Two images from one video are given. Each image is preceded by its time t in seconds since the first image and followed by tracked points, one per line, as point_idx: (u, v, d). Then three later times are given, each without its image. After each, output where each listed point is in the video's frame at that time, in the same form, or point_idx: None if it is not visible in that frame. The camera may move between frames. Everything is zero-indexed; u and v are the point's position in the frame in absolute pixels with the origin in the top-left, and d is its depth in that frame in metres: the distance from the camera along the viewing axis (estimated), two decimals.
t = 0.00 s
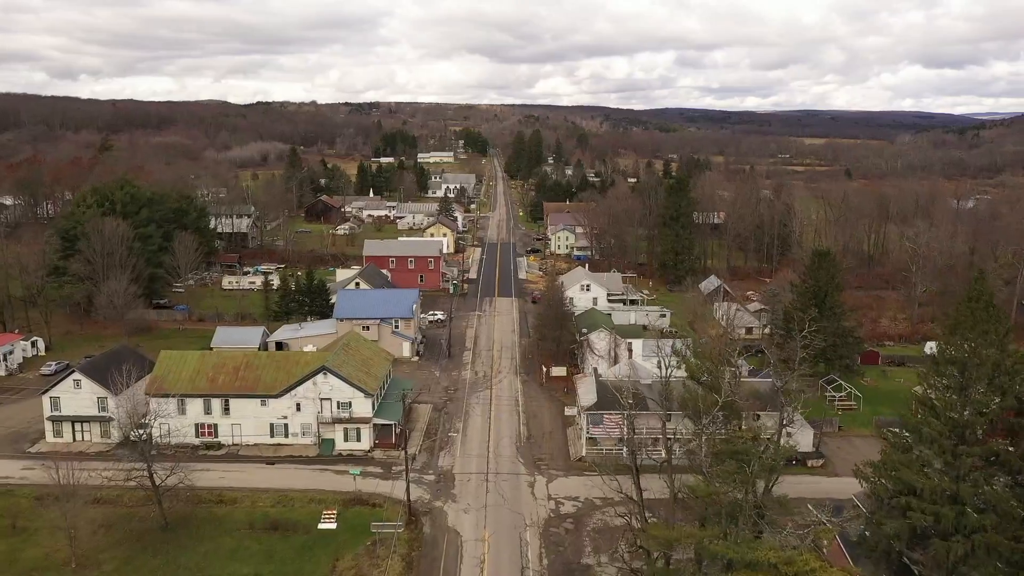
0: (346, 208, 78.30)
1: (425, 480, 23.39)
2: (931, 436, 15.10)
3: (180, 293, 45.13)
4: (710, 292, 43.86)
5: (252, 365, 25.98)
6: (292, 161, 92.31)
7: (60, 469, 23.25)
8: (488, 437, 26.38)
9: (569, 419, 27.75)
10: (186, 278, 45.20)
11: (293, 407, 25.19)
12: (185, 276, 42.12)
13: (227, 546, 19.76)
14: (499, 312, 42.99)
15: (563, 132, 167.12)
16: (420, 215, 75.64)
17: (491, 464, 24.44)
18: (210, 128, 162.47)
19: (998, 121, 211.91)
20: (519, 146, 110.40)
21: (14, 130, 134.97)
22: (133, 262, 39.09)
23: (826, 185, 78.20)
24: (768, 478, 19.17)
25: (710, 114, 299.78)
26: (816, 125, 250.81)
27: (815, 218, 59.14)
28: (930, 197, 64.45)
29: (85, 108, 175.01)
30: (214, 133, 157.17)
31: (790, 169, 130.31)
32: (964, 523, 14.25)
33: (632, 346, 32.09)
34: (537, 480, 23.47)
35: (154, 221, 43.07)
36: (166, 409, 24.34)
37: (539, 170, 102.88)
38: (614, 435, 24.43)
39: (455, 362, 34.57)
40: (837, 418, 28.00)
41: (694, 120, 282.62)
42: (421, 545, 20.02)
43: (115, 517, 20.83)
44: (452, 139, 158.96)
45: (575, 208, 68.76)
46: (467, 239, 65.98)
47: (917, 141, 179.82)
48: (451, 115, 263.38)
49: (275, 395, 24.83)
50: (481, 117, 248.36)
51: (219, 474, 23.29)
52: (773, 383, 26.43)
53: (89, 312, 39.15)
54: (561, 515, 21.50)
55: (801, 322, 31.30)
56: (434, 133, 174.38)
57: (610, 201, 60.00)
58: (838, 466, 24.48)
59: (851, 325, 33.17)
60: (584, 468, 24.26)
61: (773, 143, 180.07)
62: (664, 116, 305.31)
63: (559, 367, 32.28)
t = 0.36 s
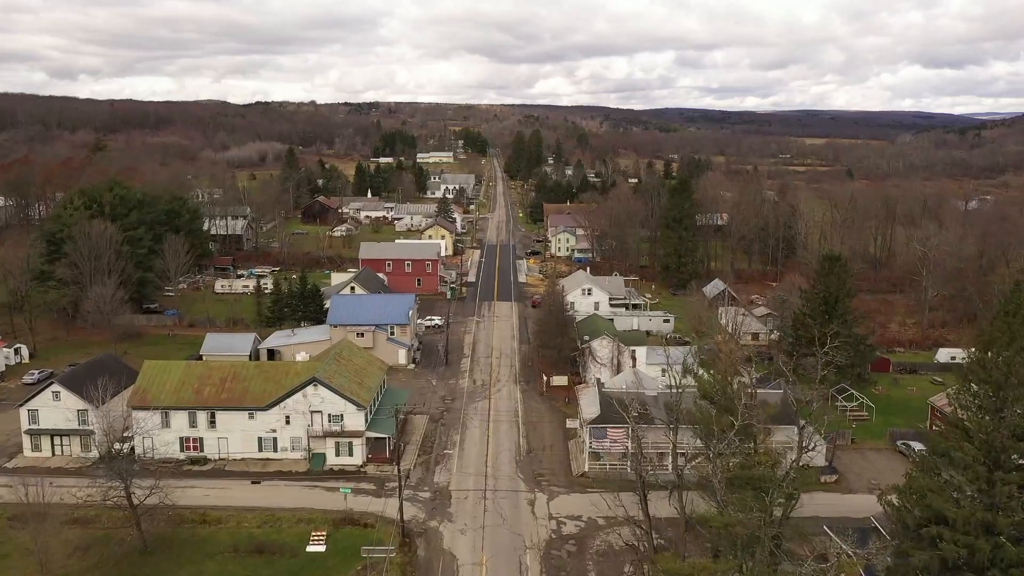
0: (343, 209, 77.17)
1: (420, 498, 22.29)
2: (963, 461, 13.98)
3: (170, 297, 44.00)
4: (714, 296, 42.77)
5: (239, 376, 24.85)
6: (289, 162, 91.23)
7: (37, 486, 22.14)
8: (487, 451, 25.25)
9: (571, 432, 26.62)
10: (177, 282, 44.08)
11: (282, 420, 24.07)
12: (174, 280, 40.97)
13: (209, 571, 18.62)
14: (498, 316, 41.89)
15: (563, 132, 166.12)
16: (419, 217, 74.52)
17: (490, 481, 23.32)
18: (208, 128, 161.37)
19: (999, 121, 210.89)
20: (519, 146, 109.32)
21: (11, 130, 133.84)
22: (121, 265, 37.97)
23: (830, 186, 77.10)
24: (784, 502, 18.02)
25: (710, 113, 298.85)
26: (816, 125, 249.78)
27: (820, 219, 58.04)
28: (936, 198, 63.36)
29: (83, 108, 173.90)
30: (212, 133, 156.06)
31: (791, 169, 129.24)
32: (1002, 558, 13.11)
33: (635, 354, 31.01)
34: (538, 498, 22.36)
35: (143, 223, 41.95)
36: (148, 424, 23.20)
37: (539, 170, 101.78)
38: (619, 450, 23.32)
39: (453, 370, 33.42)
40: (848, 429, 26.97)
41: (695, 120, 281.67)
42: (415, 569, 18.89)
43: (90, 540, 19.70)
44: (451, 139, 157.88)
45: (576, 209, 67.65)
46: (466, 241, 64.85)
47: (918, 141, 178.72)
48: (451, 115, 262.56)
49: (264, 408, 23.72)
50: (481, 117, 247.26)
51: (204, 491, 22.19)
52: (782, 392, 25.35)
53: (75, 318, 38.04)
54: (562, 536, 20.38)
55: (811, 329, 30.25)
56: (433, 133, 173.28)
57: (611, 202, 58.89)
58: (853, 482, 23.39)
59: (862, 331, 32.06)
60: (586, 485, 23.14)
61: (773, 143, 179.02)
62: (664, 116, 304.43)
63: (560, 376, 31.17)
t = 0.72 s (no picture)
0: (341, 211, 76.07)
1: (414, 517, 21.18)
2: (1001, 490, 12.89)
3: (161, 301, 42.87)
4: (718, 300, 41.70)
5: (226, 387, 23.72)
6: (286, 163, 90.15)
7: (12, 504, 21.00)
8: (485, 465, 24.13)
9: (574, 445, 25.54)
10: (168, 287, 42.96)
11: (271, 434, 22.96)
12: (165, 284, 39.87)
13: None
14: (497, 321, 40.82)
15: (563, 132, 165.07)
16: (417, 218, 73.45)
17: (488, 498, 22.22)
18: (206, 128, 160.36)
19: (1001, 121, 209.80)
20: (518, 147, 108.28)
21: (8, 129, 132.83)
22: (109, 269, 36.87)
23: (833, 186, 76.08)
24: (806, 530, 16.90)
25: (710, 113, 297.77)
26: (817, 124, 248.73)
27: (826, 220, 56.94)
28: (943, 199, 62.23)
29: (81, 107, 172.92)
30: (210, 133, 155.01)
31: (793, 169, 128.16)
32: None
33: (639, 362, 29.80)
34: (538, 517, 21.23)
35: (133, 226, 40.88)
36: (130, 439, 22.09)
37: (539, 170, 100.72)
38: (624, 465, 22.22)
39: (450, 378, 32.31)
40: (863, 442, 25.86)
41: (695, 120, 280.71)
42: None
43: (65, 564, 18.56)
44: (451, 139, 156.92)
45: (577, 210, 66.57)
46: (465, 243, 63.76)
47: (920, 141, 177.62)
48: (451, 115, 261.52)
49: (252, 422, 22.66)
50: (481, 117, 246.24)
51: (186, 511, 21.04)
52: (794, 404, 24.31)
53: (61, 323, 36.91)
54: (564, 559, 19.25)
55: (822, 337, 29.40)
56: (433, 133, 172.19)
57: (613, 203, 57.84)
58: (870, 499, 22.30)
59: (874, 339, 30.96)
60: (591, 502, 22.03)
61: (774, 143, 177.99)
62: (665, 116, 303.36)
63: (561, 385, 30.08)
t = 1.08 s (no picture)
0: (338, 211, 74.95)
1: (408, 537, 20.06)
2: None
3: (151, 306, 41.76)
4: (723, 304, 40.51)
5: (211, 399, 22.58)
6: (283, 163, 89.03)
7: None
8: (484, 481, 23.01)
9: (577, 459, 24.41)
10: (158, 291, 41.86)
11: (258, 449, 21.84)
12: (154, 289, 38.78)
13: None
14: (496, 326, 39.67)
15: (563, 132, 163.85)
16: (415, 219, 72.30)
17: (487, 517, 21.09)
18: (204, 128, 159.21)
19: (1002, 120, 208.39)
20: (518, 147, 107.08)
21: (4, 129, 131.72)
22: (95, 273, 35.79)
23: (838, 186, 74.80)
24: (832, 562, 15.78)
25: (711, 113, 296.47)
26: (818, 124, 247.42)
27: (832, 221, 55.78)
28: (951, 199, 60.99)
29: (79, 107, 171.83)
30: (208, 133, 153.87)
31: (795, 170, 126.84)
32: None
33: (643, 371, 28.76)
34: (539, 538, 20.10)
35: (121, 228, 39.82)
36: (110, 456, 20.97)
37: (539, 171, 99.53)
38: (629, 483, 21.09)
39: (447, 386, 31.16)
40: (877, 456, 24.74)
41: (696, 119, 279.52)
42: None
43: None
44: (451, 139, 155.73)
45: (578, 211, 65.41)
46: (464, 245, 62.63)
47: (922, 140, 176.31)
48: (450, 114, 260.34)
49: (238, 437, 21.54)
50: (481, 117, 245.10)
51: (167, 531, 19.93)
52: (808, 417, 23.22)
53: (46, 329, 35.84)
54: None
55: (834, 345, 28.40)
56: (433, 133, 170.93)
57: (615, 205, 56.71)
58: (888, 518, 21.18)
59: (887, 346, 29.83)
60: (595, 522, 20.91)
61: (775, 142, 176.64)
62: (665, 115, 302.14)
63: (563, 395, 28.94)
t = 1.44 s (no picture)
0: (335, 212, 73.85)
1: (401, 559, 18.92)
2: None
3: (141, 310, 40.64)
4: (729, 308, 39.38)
5: (194, 412, 21.44)
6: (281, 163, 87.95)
7: None
8: (482, 499, 21.89)
9: (580, 475, 23.31)
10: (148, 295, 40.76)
11: (243, 466, 20.73)
12: (143, 293, 37.58)
13: None
14: (495, 332, 38.54)
15: (564, 131, 162.59)
16: (414, 220, 71.16)
17: (484, 537, 19.93)
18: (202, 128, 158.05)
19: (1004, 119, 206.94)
20: (518, 146, 105.88)
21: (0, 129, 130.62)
22: (81, 277, 34.67)
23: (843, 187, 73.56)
24: None
25: (712, 112, 295.20)
26: (820, 123, 246.06)
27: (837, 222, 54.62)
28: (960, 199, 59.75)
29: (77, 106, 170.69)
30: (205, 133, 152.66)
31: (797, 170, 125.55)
32: None
33: (647, 380, 27.82)
34: (540, 561, 18.94)
35: (110, 230, 38.72)
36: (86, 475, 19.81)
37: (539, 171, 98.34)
38: (634, 502, 19.96)
39: (444, 395, 30.04)
40: (894, 471, 23.62)
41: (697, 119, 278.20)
42: None
43: None
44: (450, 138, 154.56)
45: (579, 212, 64.26)
46: (463, 247, 61.48)
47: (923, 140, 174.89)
48: (450, 114, 258.85)
49: (222, 453, 20.44)
50: (481, 116, 243.84)
51: (146, 555, 18.83)
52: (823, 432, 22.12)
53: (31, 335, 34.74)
54: None
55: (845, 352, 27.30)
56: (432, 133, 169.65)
57: (616, 206, 55.59)
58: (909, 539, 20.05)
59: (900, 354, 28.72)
60: (599, 544, 19.74)
61: (777, 142, 175.28)
62: (666, 115, 300.58)
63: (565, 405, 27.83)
